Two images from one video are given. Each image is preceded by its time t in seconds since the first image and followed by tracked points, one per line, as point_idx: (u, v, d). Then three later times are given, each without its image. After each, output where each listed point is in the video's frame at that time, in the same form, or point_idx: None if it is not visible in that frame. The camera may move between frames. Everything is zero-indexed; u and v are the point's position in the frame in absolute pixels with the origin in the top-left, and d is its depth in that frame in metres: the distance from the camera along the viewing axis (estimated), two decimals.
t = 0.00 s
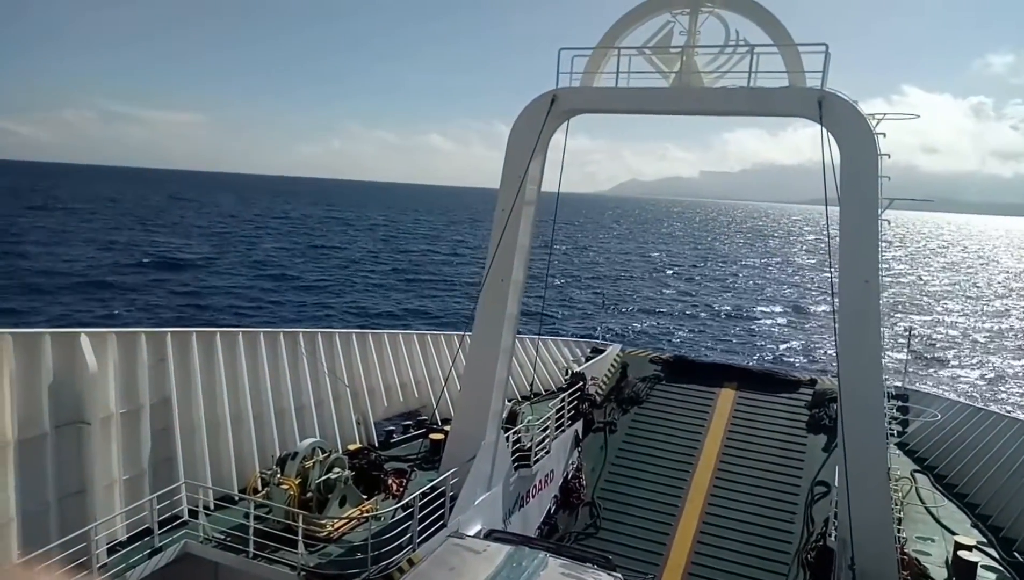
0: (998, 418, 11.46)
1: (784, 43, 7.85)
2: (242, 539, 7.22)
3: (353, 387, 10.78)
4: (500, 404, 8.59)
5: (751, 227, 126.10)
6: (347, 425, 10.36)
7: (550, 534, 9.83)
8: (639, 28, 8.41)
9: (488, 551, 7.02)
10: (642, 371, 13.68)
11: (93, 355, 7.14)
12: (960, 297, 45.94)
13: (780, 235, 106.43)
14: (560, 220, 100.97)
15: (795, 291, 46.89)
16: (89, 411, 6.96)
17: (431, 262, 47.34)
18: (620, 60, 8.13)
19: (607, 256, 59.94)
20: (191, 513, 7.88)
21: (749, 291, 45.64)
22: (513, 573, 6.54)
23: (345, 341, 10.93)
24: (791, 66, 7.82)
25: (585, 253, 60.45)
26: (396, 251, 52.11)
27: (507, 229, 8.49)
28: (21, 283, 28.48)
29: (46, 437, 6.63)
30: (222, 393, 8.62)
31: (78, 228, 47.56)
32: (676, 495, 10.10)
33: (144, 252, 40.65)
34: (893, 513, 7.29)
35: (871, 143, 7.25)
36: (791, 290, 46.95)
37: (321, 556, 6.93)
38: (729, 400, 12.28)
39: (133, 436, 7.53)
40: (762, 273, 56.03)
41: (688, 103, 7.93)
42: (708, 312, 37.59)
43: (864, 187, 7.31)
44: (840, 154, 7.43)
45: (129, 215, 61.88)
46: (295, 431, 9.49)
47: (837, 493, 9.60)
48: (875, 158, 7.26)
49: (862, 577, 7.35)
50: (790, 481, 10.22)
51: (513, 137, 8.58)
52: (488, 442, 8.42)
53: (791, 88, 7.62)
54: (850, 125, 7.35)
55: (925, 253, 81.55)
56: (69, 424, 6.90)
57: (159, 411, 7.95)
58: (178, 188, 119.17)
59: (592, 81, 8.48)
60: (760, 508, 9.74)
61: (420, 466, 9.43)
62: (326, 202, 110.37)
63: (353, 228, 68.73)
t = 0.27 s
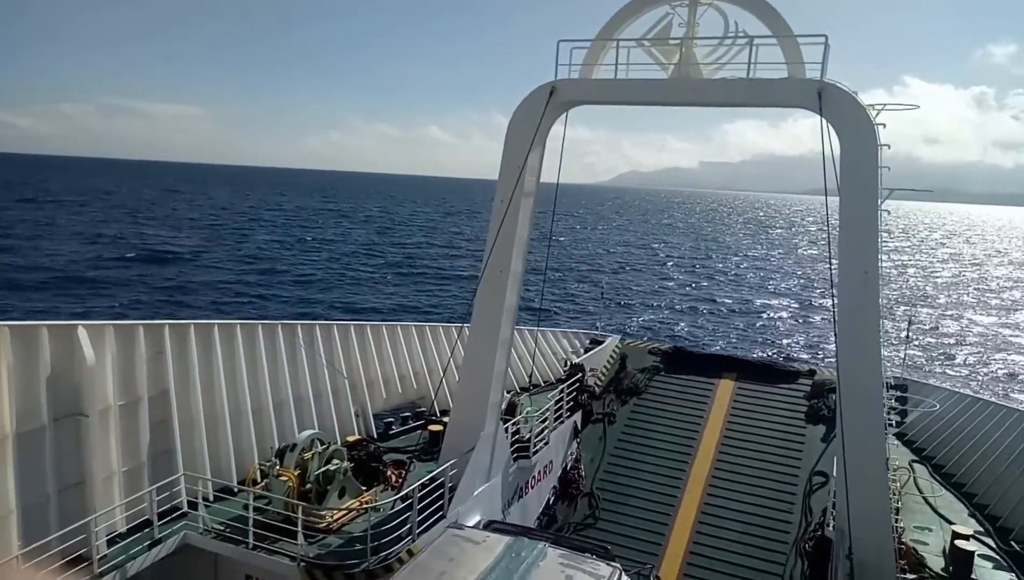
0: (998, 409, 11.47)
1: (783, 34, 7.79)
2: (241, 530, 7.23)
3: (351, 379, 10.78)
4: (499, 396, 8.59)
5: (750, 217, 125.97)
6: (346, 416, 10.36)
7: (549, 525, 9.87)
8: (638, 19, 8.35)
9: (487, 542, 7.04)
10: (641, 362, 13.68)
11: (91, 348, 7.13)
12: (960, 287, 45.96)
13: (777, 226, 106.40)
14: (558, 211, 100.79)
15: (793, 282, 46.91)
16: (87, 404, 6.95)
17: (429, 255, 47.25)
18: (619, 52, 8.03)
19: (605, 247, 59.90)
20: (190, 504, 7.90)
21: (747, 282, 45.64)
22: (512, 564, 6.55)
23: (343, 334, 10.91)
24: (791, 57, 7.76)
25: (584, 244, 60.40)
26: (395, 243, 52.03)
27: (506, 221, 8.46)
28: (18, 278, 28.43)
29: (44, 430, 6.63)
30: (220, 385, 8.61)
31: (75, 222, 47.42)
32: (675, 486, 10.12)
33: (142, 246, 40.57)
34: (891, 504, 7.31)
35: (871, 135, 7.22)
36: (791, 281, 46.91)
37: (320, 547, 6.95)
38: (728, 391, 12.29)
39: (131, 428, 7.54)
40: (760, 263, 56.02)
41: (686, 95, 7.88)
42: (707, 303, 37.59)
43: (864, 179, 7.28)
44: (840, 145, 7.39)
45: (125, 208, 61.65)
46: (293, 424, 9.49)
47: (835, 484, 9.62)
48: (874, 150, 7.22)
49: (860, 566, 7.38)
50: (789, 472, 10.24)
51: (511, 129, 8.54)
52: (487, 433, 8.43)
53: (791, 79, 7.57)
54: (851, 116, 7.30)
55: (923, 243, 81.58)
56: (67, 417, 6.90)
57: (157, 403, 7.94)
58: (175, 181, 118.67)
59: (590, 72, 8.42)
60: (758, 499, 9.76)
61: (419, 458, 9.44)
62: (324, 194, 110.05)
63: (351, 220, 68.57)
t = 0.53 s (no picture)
0: (1000, 417, 11.45)
1: (785, 42, 7.84)
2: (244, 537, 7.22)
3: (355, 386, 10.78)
4: (502, 403, 8.61)
5: (752, 225, 125.99)
6: (349, 423, 10.37)
7: (552, 532, 9.85)
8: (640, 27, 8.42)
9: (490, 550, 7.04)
10: (643, 369, 13.68)
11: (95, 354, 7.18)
12: (962, 296, 45.92)
13: (778, 234, 106.46)
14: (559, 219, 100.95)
15: (795, 289, 46.91)
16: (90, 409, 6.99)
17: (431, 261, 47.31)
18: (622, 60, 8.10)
19: (606, 255, 59.96)
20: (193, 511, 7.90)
21: (749, 289, 45.66)
22: (515, 571, 6.55)
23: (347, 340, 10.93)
24: (792, 65, 7.81)
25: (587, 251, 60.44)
26: (397, 250, 52.08)
27: (509, 228, 8.50)
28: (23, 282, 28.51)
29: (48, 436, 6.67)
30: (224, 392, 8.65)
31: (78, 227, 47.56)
32: (677, 493, 10.11)
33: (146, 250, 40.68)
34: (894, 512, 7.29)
35: (873, 143, 7.25)
36: (793, 289, 46.88)
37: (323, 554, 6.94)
38: (731, 399, 12.28)
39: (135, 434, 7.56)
40: (761, 271, 56.04)
41: (689, 103, 7.93)
42: (708, 311, 37.60)
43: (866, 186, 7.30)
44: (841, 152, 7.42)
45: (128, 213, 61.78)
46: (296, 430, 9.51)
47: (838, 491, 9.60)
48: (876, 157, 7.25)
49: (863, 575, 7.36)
50: (792, 480, 10.23)
51: (514, 136, 8.60)
52: (490, 440, 8.44)
53: (792, 87, 7.61)
54: (853, 123, 7.34)
55: (924, 252, 81.56)
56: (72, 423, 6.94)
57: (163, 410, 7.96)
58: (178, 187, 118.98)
59: (593, 79, 8.48)
60: (761, 507, 9.75)
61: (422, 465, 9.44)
62: (326, 201, 110.29)
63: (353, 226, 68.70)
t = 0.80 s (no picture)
0: (1006, 421, 11.38)
1: (789, 44, 7.81)
2: (247, 541, 7.21)
3: (358, 389, 10.78)
4: (505, 407, 8.59)
5: (757, 228, 125.73)
6: (352, 427, 10.37)
7: (555, 536, 9.83)
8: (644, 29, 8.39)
9: (493, 554, 7.02)
10: (647, 373, 13.66)
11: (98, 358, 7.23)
12: (969, 298, 45.72)
13: (782, 236, 106.29)
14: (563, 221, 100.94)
15: (799, 292, 46.84)
16: (93, 414, 7.03)
17: (435, 264, 47.33)
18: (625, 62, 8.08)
19: (610, 257, 59.93)
20: (196, 514, 7.92)
21: (753, 292, 45.60)
22: (518, 576, 6.53)
23: (351, 344, 10.93)
24: (797, 67, 7.78)
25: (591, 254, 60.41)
26: (401, 253, 52.14)
27: (512, 231, 8.48)
28: (30, 285, 28.66)
29: (50, 440, 6.72)
30: (227, 396, 8.66)
31: (85, 231, 47.80)
32: (681, 498, 10.07)
33: (152, 253, 40.85)
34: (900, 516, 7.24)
35: (877, 145, 7.22)
36: (798, 292, 46.74)
37: (325, 558, 6.92)
38: (735, 402, 12.24)
39: (138, 439, 7.58)
40: (765, 273, 55.96)
41: (692, 106, 7.91)
42: (712, 314, 37.55)
43: (871, 187, 7.26)
44: (845, 155, 7.39)
45: (134, 217, 62.06)
46: (300, 435, 9.52)
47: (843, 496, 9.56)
48: (880, 158, 7.21)
49: None
50: (796, 484, 10.18)
51: (518, 138, 8.59)
52: (493, 444, 8.42)
53: (795, 89, 7.58)
54: (858, 125, 7.29)
55: (928, 254, 81.36)
56: (74, 427, 6.97)
57: (165, 414, 7.98)
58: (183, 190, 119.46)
59: (596, 82, 8.46)
60: (765, 511, 9.70)
61: (424, 468, 9.44)
62: (331, 204, 110.55)
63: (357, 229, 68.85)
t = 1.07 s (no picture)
0: (1004, 415, 11.41)
1: (788, 40, 7.81)
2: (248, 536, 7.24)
3: (358, 384, 10.79)
4: (505, 401, 8.60)
5: (757, 224, 125.72)
6: (353, 421, 10.39)
7: (555, 531, 9.84)
8: (643, 27, 8.40)
9: (493, 548, 7.03)
10: (647, 368, 13.67)
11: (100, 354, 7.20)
12: (968, 294, 45.74)
13: (781, 232, 106.24)
14: (562, 218, 100.86)
15: (798, 288, 46.87)
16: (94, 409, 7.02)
17: (434, 261, 47.30)
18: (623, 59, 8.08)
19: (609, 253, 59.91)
20: (196, 509, 7.96)
21: (752, 288, 45.61)
22: (518, 570, 6.55)
23: (351, 340, 10.94)
24: (795, 64, 7.79)
25: (590, 250, 60.40)
26: (400, 250, 52.13)
27: (512, 226, 8.49)
28: (30, 283, 28.68)
29: (52, 435, 6.69)
30: (227, 392, 8.65)
31: (84, 229, 47.79)
32: (681, 492, 10.09)
33: (151, 251, 40.87)
34: (900, 510, 7.25)
35: (875, 141, 7.23)
36: (797, 288, 46.75)
37: (326, 553, 6.94)
38: (735, 397, 12.25)
39: (139, 433, 7.58)
40: (764, 270, 55.96)
41: (691, 102, 7.91)
42: (711, 310, 37.57)
43: (870, 183, 7.27)
44: (844, 150, 7.40)
45: (133, 215, 62.04)
46: (300, 430, 9.53)
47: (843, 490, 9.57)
48: (879, 155, 7.22)
49: (868, 574, 7.32)
50: (796, 478, 10.20)
51: (517, 133, 8.58)
52: (493, 439, 8.43)
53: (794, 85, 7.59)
54: (857, 121, 7.29)
55: (927, 250, 81.39)
56: (75, 422, 6.95)
57: (166, 409, 7.98)
58: (182, 188, 119.39)
59: (595, 80, 8.46)
60: (765, 505, 9.72)
61: (425, 463, 9.46)
62: (330, 201, 110.47)
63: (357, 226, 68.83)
